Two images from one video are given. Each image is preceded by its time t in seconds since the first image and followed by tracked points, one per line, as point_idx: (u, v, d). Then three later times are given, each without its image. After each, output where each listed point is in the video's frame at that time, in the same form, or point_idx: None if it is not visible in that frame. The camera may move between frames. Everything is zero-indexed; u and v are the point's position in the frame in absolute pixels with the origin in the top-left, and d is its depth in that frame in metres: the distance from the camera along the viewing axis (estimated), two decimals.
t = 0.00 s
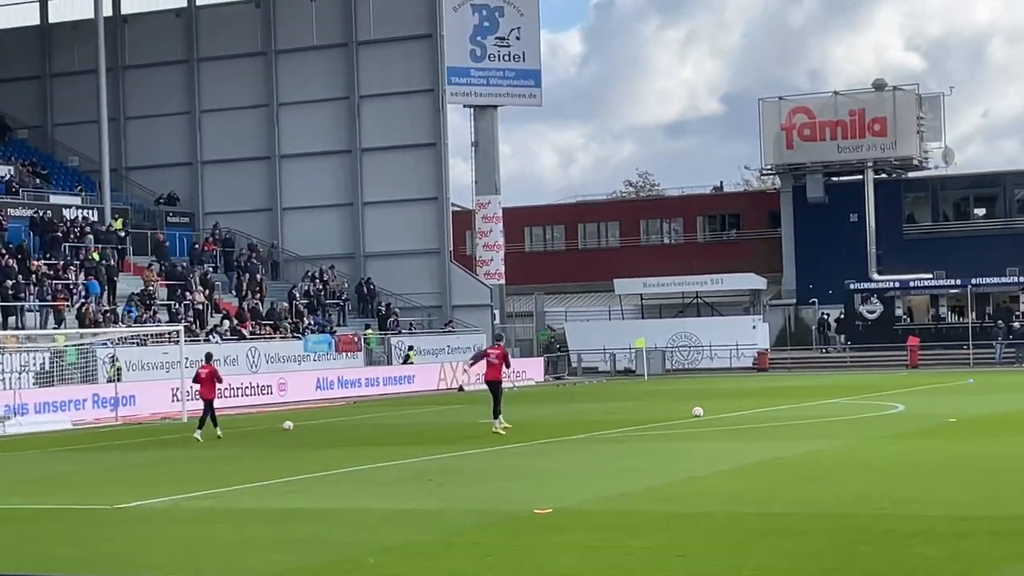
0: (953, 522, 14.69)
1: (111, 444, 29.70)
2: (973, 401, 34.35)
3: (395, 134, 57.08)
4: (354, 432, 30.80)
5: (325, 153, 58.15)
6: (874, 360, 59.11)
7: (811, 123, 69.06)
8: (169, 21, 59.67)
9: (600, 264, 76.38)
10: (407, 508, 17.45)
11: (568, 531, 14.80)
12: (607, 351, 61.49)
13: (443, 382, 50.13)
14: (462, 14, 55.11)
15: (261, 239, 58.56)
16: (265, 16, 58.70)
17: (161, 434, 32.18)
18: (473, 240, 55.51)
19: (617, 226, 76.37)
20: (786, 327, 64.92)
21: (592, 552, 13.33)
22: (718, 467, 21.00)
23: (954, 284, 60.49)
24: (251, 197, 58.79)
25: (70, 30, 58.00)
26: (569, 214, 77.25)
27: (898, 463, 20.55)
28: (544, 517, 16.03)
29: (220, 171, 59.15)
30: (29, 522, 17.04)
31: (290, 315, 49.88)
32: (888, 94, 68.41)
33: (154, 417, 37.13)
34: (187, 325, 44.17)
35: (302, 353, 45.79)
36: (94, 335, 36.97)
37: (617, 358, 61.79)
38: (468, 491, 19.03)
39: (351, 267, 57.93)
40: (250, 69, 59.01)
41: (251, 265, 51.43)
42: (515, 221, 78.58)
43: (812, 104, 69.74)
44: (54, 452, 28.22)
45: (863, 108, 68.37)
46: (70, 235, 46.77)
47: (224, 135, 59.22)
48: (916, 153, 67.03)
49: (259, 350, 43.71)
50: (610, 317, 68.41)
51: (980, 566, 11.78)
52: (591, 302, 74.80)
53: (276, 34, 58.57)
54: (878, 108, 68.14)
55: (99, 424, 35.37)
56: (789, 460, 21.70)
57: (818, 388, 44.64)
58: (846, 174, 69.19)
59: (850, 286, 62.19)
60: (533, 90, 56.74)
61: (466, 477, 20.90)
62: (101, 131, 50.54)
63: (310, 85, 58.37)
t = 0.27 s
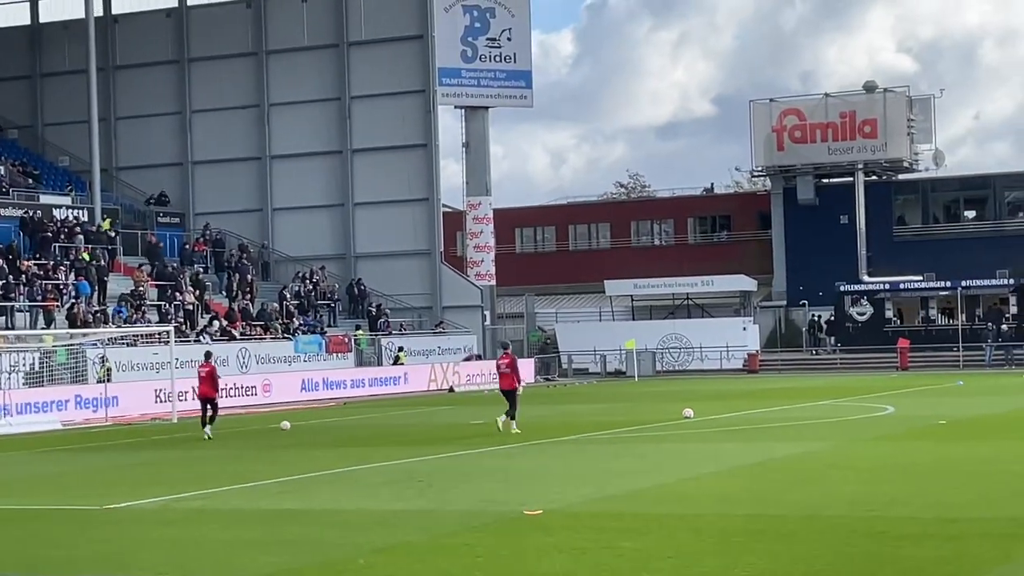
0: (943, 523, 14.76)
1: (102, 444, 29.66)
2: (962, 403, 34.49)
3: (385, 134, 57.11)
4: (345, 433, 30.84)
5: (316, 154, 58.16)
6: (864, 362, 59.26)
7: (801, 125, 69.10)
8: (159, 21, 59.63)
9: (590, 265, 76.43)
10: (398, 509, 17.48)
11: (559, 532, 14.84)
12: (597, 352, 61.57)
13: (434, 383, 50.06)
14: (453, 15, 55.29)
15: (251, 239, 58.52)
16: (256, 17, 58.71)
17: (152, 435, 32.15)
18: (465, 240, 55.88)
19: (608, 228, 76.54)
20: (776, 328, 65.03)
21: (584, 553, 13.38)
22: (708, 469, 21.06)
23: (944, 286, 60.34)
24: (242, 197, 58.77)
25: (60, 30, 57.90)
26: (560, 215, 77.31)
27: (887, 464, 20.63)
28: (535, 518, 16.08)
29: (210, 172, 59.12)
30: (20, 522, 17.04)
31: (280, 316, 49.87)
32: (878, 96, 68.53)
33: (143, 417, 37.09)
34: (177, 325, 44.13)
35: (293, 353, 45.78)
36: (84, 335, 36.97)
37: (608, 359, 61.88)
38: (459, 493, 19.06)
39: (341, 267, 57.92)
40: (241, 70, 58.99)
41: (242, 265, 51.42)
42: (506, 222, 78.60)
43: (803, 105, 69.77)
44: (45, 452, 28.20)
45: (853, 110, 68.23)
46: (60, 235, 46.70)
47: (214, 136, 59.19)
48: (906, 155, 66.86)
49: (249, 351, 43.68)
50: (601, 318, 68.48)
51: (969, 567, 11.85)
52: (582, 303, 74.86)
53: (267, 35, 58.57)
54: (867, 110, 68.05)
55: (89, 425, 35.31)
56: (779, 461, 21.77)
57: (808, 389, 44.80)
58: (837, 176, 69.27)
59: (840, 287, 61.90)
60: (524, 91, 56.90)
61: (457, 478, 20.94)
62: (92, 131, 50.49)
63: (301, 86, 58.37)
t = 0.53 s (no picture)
0: (936, 522, 14.77)
1: (95, 443, 29.61)
2: (956, 402, 34.53)
3: (379, 133, 57.06)
4: (339, 432, 30.82)
5: (310, 152, 58.09)
6: (859, 361, 59.29)
7: (795, 124, 69.36)
8: (154, 20, 59.58)
9: (585, 264, 76.41)
10: (391, 508, 17.46)
11: (552, 531, 14.83)
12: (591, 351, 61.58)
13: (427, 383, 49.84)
14: (447, 14, 55.23)
15: (245, 238, 58.48)
16: (250, 15, 58.66)
17: (144, 434, 32.11)
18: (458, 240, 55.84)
19: (602, 227, 76.51)
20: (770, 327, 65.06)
21: (577, 552, 13.37)
22: (702, 468, 21.07)
23: (938, 285, 60.47)
24: (236, 196, 58.71)
25: (54, 28, 57.84)
26: (554, 215, 77.30)
27: (880, 464, 20.65)
28: (529, 517, 16.07)
29: (204, 171, 59.05)
30: (10, 521, 17.02)
31: (274, 314, 49.79)
32: (872, 95, 68.55)
33: (136, 415, 37.01)
34: (171, 324, 44.06)
35: (286, 352, 45.75)
36: (76, 334, 36.95)
37: (602, 358, 61.89)
38: (452, 492, 19.06)
39: (336, 266, 57.88)
40: (235, 68, 58.93)
41: (235, 263, 51.34)
42: (500, 221, 78.59)
43: (797, 104, 69.81)
44: (38, 451, 28.18)
45: (847, 109, 68.43)
46: (53, 234, 46.61)
47: (209, 134, 59.12)
48: (900, 154, 67.26)
49: (243, 350, 43.63)
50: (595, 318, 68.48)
51: (963, 566, 11.86)
52: (576, 302, 74.88)
53: (261, 34, 58.52)
54: (862, 109, 68.26)
55: (81, 423, 35.26)
56: (772, 460, 21.78)
57: (801, 389, 44.82)
58: (831, 175, 69.34)
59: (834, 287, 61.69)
60: (519, 90, 57.10)
61: (450, 477, 20.94)
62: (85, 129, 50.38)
63: (295, 84, 58.31)
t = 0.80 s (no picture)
0: (927, 521, 14.80)
1: (86, 440, 29.63)
2: (948, 400, 34.58)
3: (372, 130, 57.05)
4: (331, 429, 30.78)
5: (303, 149, 58.07)
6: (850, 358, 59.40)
7: (787, 122, 69.50)
8: (147, 16, 59.55)
9: (577, 262, 76.43)
10: (381, 505, 17.46)
11: (543, 529, 14.88)
12: (583, 348, 61.66)
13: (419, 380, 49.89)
14: (440, 11, 55.26)
15: (237, 234, 58.48)
16: (243, 12, 58.63)
17: (135, 430, 32.13)
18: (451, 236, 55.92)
19: (594, 224, 76.48)
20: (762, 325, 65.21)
21: (568, 550, 13.41)
22: (694, 466, 21.12)
23: (930, 284, 60.49)
24: (228, 193, 58.72)
25: (46, 24, 57.80)
26: (546, 212, 77.31)
27: (872, 462, 20.67)
28: (520, 515, 16.07)
29: (197, 167, 59.03)
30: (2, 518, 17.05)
31: (266, 311, 49.80)
32: (865, 93, 68.48)
33: (128, 412, 37.02)
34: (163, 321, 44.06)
35: (278, 349, 45.77)
36: (69, 330, 36.97)
37: (594, 355, 61.96)
38: (444, 489, 19.11)
39: (328, 263, 57.86)
40: (228, 65, 58.90)
41: (228, 260, 51.36)
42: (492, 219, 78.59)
43: (789, 103, 69.98)
44: (30, 447, 28.19)
45: (839, 108, 68.62)
46: (45, 230, 46.58)
47: (201, 131, 59.10)
48: (892, 153, 67.08)
49: (235, 346, 43.64)
50: (587, 315, 68.52)
51: (953, 565, 11.92)
52: (569, 299, 74.93)
53: (254, 31, 58.48)
54: (853, 108, 68.29)
55: (73, 419, 35.26)
56: (764, 458, 21.80)
57: (792, 386, 44.89)
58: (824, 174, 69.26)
59: (826, 284, 61.78)
60: (511, 88, 56.70)
61: (441, 475, 20.93)
62: (77, 125, 50.33)
63: (288, 81, 58.29)
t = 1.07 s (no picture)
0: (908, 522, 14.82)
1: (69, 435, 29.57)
2: (932, 398, 34.70)
3: (358, 126, 56.98)
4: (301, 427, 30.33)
5: (289, 145, 57.99)
6: (834, 355, 59.59)
7: (774, 120, 69.77)
8: (133, 11, 59.38)
9: (563, 258, 76.45)
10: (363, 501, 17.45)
11: (528, 526, 14.93)
12: (569, 345, 61.73)
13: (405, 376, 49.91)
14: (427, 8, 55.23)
15: (222, 230, 58.37)
16: (229, 7, 58.51)
17: (119, 426, 32.09)
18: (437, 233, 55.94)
19: (581, 221, 76.52)
20: (747, 322, 65.34)
21: (553, 546, 13.47)
22: (679, 463, 21.19)
23: (915, 281, 60.57)
24: (214, 188, 58.59)
25: (32, 18, 57.62)
26: (533, 209, 77.32)
27: (855, 459, 20.72)
28: (503, 512, 16.09)
29: (182, 162, 58.90)
30: None
31: (251, 306, 49.73)
32: (851, 90, 68.73)
33: (112, 408, 36.95)
34: (148, 316, 43.99)
35: (263, 345, 45.73)
36: (53, 325, 36.88)
37: (579, 352, 62.03)
38: (430, 485, 19.14)
39: (314, 259, 57.78)
40: (214, 59, 58.76)
41: (213, 256, 51.29)
42: (478, 215, 78.58)
43: (776, 100, 70.42)
44: (13, 441, 28.14)
45: (825, 105, 68.86)
46: (29, 224, 46.44)
47: (187, 125, 58.96)
48: (878, 151, 67.30)
49: (220, 342, 43.59)
50: (573, 312, 68.55)
51: (936, 562, 12.01)
52: (555, 296, 74.97)
53: (240, 26, 58.32)
54: (840, 105, 68.56)
55: (57, 414, 35.19)
56: (748, 457, 21.79)
57: (777, 383, 45.00)
58: (811, 171, 69.43)
59: (811, 282, 61.66)
60: (497, 83, 57.11)
61: (424, 471, 20.91)
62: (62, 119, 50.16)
63: (274, 76, 58.17)
